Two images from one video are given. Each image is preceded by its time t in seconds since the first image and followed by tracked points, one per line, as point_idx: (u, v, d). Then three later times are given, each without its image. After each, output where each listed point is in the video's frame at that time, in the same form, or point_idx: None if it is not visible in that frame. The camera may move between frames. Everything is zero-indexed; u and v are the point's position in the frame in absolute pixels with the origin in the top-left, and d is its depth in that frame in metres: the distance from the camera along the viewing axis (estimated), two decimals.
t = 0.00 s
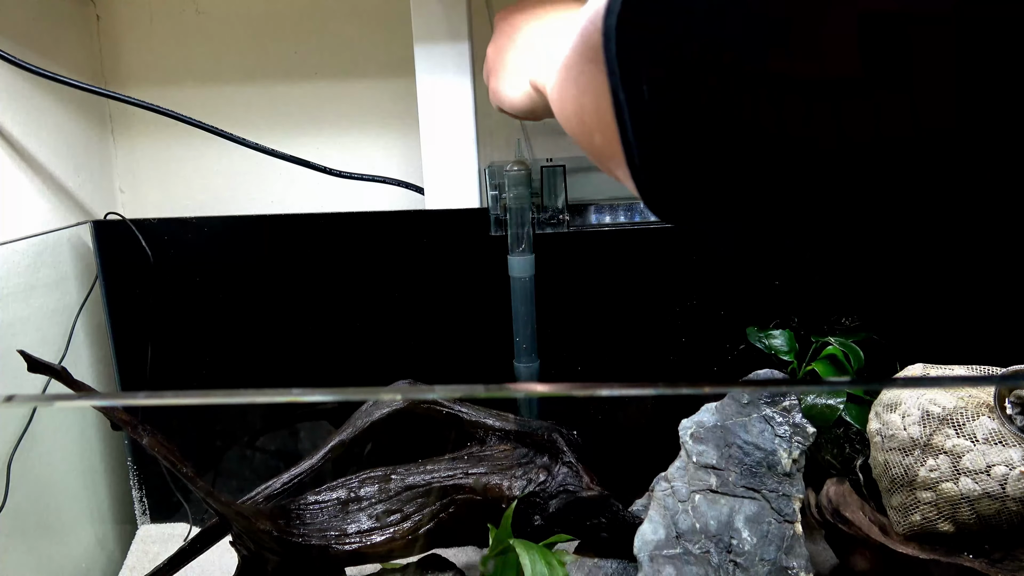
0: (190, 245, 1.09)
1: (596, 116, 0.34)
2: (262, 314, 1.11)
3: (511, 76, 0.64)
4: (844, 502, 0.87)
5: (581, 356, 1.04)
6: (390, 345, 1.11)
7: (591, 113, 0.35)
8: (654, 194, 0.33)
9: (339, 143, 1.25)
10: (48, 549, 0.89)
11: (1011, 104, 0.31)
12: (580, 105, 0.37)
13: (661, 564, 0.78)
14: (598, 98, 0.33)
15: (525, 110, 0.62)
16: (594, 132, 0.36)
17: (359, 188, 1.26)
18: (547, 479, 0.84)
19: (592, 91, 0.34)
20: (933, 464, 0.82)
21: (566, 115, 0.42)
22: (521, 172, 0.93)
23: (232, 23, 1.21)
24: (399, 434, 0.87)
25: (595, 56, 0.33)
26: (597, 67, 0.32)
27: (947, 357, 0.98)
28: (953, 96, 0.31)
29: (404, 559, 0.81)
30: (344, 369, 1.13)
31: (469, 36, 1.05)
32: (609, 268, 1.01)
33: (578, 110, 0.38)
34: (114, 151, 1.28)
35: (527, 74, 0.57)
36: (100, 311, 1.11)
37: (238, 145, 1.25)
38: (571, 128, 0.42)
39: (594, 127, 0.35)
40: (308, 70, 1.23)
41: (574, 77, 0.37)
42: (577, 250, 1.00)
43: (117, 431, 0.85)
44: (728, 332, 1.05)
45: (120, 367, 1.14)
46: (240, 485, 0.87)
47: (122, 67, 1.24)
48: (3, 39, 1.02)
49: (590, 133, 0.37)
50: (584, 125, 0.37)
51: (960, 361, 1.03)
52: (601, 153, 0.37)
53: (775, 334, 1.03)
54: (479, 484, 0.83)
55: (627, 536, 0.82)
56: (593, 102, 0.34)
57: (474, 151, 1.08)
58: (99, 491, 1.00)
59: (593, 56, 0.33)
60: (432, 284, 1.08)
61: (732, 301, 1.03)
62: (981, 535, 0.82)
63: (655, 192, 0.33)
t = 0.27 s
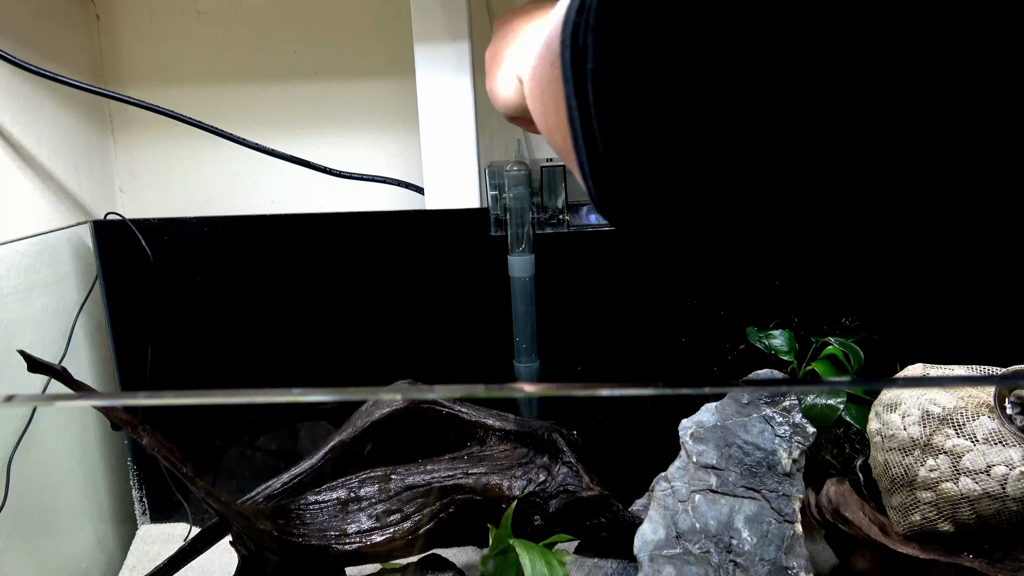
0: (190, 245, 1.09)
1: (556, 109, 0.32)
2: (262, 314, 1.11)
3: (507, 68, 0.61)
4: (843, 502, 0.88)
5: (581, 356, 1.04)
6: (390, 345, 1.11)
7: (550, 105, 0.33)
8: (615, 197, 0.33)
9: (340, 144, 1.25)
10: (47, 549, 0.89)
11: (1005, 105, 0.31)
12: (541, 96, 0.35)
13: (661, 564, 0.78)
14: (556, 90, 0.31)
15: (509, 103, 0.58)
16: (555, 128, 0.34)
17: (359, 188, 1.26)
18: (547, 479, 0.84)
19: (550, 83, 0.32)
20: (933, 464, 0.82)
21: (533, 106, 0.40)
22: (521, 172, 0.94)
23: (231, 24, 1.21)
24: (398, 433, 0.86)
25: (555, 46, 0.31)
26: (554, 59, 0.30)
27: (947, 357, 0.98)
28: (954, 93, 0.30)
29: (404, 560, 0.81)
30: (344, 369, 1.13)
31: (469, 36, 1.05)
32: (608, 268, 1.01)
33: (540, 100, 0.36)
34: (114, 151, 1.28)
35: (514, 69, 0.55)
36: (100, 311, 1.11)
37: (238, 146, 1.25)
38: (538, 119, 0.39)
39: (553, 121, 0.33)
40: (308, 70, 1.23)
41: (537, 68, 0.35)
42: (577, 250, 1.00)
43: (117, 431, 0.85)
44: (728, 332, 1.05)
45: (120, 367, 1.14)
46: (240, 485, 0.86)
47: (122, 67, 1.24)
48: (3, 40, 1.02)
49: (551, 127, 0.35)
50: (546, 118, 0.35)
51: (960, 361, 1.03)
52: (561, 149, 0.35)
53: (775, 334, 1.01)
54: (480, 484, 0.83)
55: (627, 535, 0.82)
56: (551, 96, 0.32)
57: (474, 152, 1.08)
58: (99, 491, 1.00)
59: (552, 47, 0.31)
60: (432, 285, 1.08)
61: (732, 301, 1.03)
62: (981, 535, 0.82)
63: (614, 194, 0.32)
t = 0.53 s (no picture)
0: (190, 245, 1.09)
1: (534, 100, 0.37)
2: (262, 314, 1.11)
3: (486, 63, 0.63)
4: (844, 501, 0.88)
5: (581, 356, 1.04)
6: (390, 344, 1.11)
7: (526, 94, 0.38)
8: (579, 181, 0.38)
9: (340, 143, 1.25)
10: (48, 549, 0.89)
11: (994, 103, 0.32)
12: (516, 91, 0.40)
13: (661, 564, 0.78)
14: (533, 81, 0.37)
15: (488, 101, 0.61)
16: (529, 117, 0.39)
17: (359, 188, 1.26)
18: (547, 479, 0.84)
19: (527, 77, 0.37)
20: (934, 464, 0.82)
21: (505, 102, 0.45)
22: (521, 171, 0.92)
23: (231, 24, 1.21)
24: (398, 434, 0.87)
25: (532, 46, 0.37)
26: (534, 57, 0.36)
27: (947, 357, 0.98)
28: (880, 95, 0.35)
29: (404, 559, 0.82)
30: (344, 369, 1.13)
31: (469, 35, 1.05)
32: (608, 268, 1.01)
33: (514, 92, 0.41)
34: (113, 151, 1.28)
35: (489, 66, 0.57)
36: (100, 311, 1.11)
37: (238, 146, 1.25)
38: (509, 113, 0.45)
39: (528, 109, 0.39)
40: (308, 70, 1.23)
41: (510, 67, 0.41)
42: (577, 250, 1.00)
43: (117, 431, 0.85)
44: (728, 332, 1.05)
45: (120, 367, 1.14)
46: (240, 485, 0.87)
47: (122, 67, 1.24)
48: (3, 40, 1.02)
49: (522, 114, 0.40)
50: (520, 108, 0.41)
51: (961, 361, 1.03)
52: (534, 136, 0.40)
53: (775, 334, 1.03)
54: (480, 484, 0.83)
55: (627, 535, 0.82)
56: (524, 87, 0.38)
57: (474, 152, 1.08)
58: (99, 490, 1.00)
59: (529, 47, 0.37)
60: (433, 284, 1.08)
61: (732, 301, 1.03)
62: (981, 535, 0.82)
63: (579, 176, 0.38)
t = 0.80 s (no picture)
0: (190, 245, 1.09)
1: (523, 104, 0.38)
2: (262, 313, 1.11)
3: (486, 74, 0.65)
4: (844, 501, 0.87)
5: (581, 356, 1.04)
6: (390, 344, 1.11)
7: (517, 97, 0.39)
8: (575, 182, 0.38)
9: (340, 143, 1.25)
10: (48, 549, 0.89)
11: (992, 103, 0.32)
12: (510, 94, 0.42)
13: (661, 564, 0.78)
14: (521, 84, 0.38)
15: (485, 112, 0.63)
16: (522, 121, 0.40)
17: (359, 188, 1.26)
18: (547, 479, 0.84)
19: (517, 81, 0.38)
20: (934, 464, 0.82)
21: (501, 107, 0.47)
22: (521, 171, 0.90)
23: (231, 24, 1.21)
24: (398, 433, 0.87)
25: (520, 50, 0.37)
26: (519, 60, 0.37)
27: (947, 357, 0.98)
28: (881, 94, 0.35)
29: (404, 559, 0.82)
30: (344, 369, 1.13)
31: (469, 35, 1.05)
32: (608, 268, 1.01)
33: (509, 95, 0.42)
34: (113, 151, 1.28)
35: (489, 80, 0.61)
36: (100, 311, 1.11)
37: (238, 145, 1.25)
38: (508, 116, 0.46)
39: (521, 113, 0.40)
40: (308, 70, 1.23)
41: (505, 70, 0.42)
42: (578, 250, 1.00)
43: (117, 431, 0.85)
44: (728, 332, 1.05)
45: (120, 367, 1.14)
46: (239, 485, 0.87)
47: (122, 67, 1.24)
48: (3, 40, 1.02)
49: (516, 116, 0.42)
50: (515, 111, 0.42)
51: (961, 361, 1.03)
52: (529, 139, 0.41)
53: (775, 334, 1.02)
54: (479, 484, 0.83)
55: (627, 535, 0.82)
56: (517, 90, 0.39)
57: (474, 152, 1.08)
58: (99, 490, 1.00)
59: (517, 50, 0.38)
60: (432, 284, 1.08)
61: (732, 301, 1.03)
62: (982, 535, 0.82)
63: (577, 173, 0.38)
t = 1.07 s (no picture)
0: (190, 245, 1.09)
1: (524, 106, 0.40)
2: (262, 313, 1.11)
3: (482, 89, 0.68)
4: (844, 501, 0.87)
5: (581, 357, 1.04)
6: (390, 344, 1.11)
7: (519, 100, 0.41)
8: (573, 181, 0.40)
9: (339, 143, 1.25)
10: (48, 548, 0.89)
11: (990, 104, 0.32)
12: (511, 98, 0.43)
13: (661, 564, 0.78)
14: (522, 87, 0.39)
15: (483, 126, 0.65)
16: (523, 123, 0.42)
17: (358, 188, 1.27)
18: (547, 479, 0.84)
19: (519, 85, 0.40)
20: (933, 464, 0.82)
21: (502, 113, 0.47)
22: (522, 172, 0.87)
23: (231, 24, 1.21)
24: (399, 433, 0.87)
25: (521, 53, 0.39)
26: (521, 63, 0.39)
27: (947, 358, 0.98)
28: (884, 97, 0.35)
29: (404, 559, 0.81)
30: (344, 369, 1.13)
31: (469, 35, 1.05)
32: (608, 268, 1.01)
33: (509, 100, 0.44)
34: (113, 151, 1.28)
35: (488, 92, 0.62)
36: (100, 311, 1.11)
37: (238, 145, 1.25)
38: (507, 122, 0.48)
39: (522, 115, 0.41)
40: (308, 70, 1.23)
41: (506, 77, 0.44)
42: (578, 250, 1.00)
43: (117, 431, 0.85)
44: (728, 332, 1.05)
45: (120, 367, 1.14)
46: (240, 485, 0.87)
47: (122, 67, 1.24)
48: (3, 40, 1.02)
49: (516, 119, 0.43)
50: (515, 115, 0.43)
51: (961, 361, 1.03)
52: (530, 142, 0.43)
53: (775, 334, 1.02)
54: (479, 484, 0.83)
55: (627, 535, 0.82)
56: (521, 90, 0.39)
57: (474, 152, 1.08)
58: (99, 490, 1.00)
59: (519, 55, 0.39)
60: (433, 284, 1.08)
61: (732, 301, 1.03)
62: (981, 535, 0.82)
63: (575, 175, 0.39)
